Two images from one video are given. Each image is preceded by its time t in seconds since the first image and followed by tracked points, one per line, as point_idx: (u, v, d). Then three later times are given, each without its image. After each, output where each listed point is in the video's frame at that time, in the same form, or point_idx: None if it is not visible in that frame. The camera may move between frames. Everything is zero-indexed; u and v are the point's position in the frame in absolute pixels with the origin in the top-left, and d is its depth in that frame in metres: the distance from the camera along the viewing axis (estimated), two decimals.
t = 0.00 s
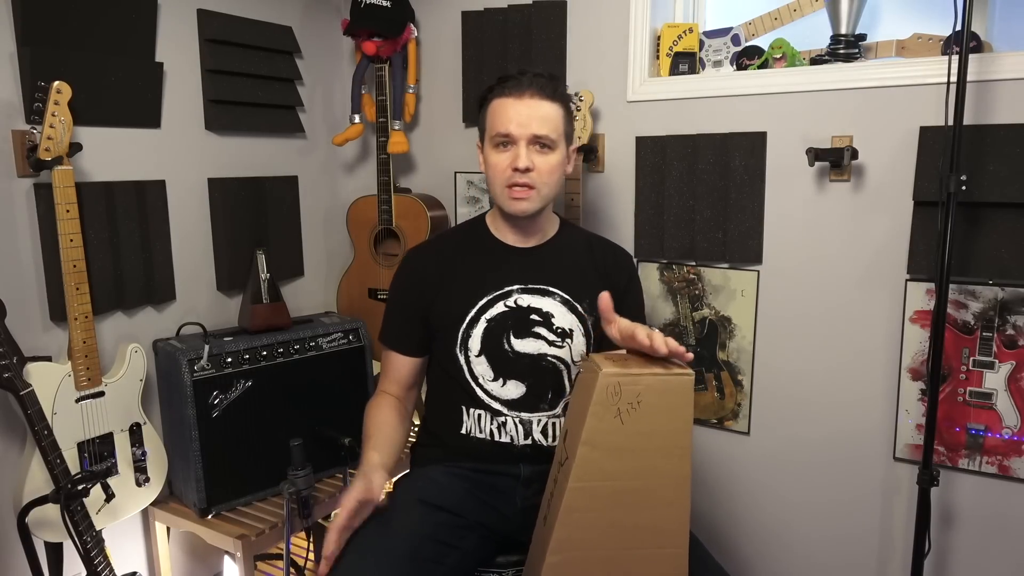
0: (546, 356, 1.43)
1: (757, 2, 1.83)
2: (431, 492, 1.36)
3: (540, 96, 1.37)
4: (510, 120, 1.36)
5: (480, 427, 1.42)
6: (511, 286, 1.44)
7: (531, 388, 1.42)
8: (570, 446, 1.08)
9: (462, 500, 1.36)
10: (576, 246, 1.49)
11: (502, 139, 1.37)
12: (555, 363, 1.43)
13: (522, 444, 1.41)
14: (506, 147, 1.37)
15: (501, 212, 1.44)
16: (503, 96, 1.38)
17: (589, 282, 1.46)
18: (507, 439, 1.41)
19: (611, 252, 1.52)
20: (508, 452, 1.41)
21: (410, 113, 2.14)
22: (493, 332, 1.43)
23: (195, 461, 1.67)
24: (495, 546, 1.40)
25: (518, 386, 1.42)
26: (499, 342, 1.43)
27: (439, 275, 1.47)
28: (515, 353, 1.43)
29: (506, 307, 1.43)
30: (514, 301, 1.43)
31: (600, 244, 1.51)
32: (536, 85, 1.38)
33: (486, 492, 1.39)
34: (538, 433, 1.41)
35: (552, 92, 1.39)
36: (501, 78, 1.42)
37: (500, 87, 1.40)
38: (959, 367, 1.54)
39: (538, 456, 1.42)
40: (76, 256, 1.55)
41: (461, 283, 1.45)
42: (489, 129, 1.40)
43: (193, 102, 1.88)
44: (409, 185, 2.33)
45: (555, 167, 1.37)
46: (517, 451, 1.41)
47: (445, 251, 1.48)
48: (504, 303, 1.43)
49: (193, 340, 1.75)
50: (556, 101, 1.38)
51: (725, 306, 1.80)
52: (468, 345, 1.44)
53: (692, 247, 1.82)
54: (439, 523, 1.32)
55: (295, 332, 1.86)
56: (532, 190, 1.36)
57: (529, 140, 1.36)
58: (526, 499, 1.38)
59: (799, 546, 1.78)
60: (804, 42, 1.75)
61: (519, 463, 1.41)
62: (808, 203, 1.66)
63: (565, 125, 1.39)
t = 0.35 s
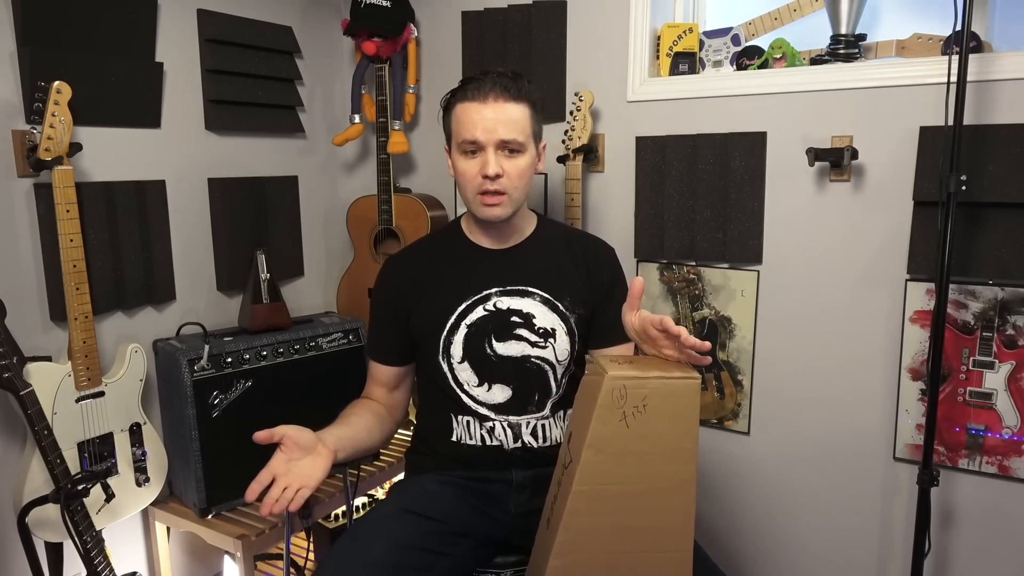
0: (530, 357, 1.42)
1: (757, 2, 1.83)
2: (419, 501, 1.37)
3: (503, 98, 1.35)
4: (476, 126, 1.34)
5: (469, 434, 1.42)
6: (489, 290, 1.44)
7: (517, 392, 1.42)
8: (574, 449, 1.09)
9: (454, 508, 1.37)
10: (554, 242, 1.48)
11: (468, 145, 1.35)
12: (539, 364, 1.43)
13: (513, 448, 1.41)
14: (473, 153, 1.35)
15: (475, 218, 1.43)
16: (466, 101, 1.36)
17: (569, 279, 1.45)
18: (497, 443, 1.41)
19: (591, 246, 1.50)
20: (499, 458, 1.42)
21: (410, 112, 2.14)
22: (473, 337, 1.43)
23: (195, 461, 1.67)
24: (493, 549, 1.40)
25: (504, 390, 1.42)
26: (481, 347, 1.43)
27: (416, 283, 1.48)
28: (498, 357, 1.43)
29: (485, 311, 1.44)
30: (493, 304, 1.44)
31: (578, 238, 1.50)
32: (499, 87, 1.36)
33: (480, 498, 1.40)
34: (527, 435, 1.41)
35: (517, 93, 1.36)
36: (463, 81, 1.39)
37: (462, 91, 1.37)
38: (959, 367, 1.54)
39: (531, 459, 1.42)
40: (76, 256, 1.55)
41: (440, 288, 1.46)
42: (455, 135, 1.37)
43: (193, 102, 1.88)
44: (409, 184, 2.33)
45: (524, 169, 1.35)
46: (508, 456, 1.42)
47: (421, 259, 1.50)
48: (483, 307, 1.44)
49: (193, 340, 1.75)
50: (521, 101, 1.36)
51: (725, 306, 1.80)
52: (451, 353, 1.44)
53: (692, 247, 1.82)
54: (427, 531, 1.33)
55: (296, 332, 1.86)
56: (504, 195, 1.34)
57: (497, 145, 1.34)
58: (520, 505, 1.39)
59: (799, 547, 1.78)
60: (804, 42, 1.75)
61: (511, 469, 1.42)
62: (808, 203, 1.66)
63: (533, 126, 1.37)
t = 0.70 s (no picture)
0: (525, 361, 1.43)
1: (757, 2, 1.83)
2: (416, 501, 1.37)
3: (496, 103, 1.34)
4: (470, 133, 1.32)
5: (467, 438, 1.43)
6: (483, 294, 1.44)
7: (513, 396, 1.42)
8: (570, 451, 1.09)
9: (452, 508, 1.37)
10: (548, 242, 1.48)
11: (463, 153, 1.34)
12: (535, 367, 1.43)
13: (510, 452, 1.41)
14: (468, 160, 1.34)
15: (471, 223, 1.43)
16: (459, 107, 1.34)
17: (563, 282, 1.45)
18: (494, 447, 1.41)
19: (587, 245, 1.49)
20: (496, 461, 1.42)
21: (410, 112, 2.14)
22: (468, 342, 1.43)
23: (195, 461, 1.67)
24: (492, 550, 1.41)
25: (500, 394, 1.42)
26: (476, 352, 1.43)
27: (410, 287, 1.48)
28: (493, 361, 1.43)
29: (479, 315, 1.43)
30: (487, 309, 1.43)
31: (573, 237, 1.49)
32: (490, 92, 1.34)
33: (479, 499, 1.40)
34: (525, 439, 1.41)
35: (510, 97, 1.35)
36: (453, 86, 1.37)
37: (454, 96, 1.35)
38: (959, 367, 1.54)
39: (528, 462, 1.42)
40: (76, 256, 1.55)
41: (435, 291, 1.46)
42: (449, 141, 1.36)
43: (193, 102, 1.88)
44: (409, 185, 2.33)
45: (520, 173, 1.35)
46: (505, 459, 1.41)
47: (415, 263, 1.49)
48: (477, 312, 1.44)
49: (193, 340, 1.75)
50: (514, 105, 1.35)
51: (725, 306, 1.80)
52: (446, 358, 1.44)
53: (693, 247, 1.82)
54: (424, 529, 1.33)
55: (296, 332, 1.86)
56: (501, 201, 1.33)
57: (493, 152, 1.33)
58: (517, 507, 1.39)
59: (798, 547, 1.78)
60: (804, 42, 1.75)
61: (507, 471, 1.42)
62: (808, 203, 1.66)
63: (527, 129, 1.36)
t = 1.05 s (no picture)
0: (525, 363, 1.43)
1: (757, 2, 1.83)
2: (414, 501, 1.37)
3: (497, 106, 1.34)
4: (471, 136, 1.32)
5: (466, 438, 1.43)
6: (483, 296, 1.44)
7: (512, 398, 1.42)
8: (569, 452, 1.09)
9: (451, 508, 1.37)
10: (549, 243, 1.47)
11: (465, 157, 1.34)
12: (535, 369, 1.43)
13: (509, 454, 1.41)
14: (470, 164, 1.34)
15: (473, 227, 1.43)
16: (460, 110, 1.34)
17: (563, 283, 1.45)
18: (492, 449, 1.41)
19: (587, 246, 1.49)
20: (494, 462, 1.41)
21: (410, 112, 2.14)
22: (468, 343, 1.43)
23: (195, 461, 1.67)
24: (490, 550, 1.41)
25: (499, 396, 1.42)
26: (476, 354, 1.43)
27: (409, 287, 1.48)
28: (493, 363, 1.43)
29: (479, 317, 1.43)
30: (487, 310, 1.43)
31: (574, 238, 1.49)
32: (491, 95, 1.34)
33: (478, 499, 1.40)
34: (524, 441, 1.41)
35: (510, 99, 1.35)
36: (453, 88, 1.37)
37: (454, 100, 1.35)
38: (959, 367, 1.54)
39: (526, 463, 1.42)
40: (76, 256, 1.55)
41: (435, 292, 1.46)
42: (450, 145, 1.36)
43: (193, 102, 1.88)
44: (409, 184, 2.33)
45: (522, 176, 1.35)
46: (504, 460, 1.41)
47: (414, 263, 1.49)
48: (476, 313, 1.44)
49: (193, 340, 1.75)
50: (515, 108, 1.35)
51: (725, 306, 1.80)
52: (446, 359, 1.44)
53: (693, 247, 1.82)
54: (422, 529, 1.33)
55: (296, 332, 1.86)
56: (503, 205, 1.33)
57: (495, 156, 1.33)
58: (515, 508, 1.39)
59: (798, 547, 1.78)
60: (804, 42, 1.75)
61: (506, 471, 1.41)
62: (808, 203, 1.66)
63: (528, 131, 1.36)
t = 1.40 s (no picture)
0: (525, 363, 1.43)
1: (757, 2, 1.83)
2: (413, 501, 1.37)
3: (500, 106, 1.34)
4: (474, 137, 1.32)
5: (465, 438, 1.43)
6: (484, 295, 1.44)
7: (513, 398, 1.42)
8: (568, 452, 1.08)
9: (450, 508, 1.37)
10: (550, 243, 1.48)
11: (468, 157, 1.33)
12: (535, 369, 1.43)
13: (508, 454, 1.41)
14: (473, 165, 1.34)
15: (475, 227, 1.43)
16: (463, 111, 1.34)
17: (564, 283, 1.45)
18: (492, 449, 1.41)
19: (589, 247, 1.50)
20: (494, 463, 1.41)
21: (410, 112, 2.14)
22: (468, 343, 1.44)
23: (195, 460, 1.67)
24: (490, 550, 1.41)
25: (500, 396, 1.42)
26: (477, 354, 1.43)
27: (409, 288, 1.48)
28: (494, 362, 1.43)
29: (481, 316, 1.43)
30: (488, 310, 1.43)
31: (575, 238, 1.49)
32: (494, 95, 1.34)
33: (477, 500, 1.40)
34: (523, 442, 1.41)
35: (513, 99, 1.35)
36: (455, 89, 1.37)
37: (457, 100, 1.35)
38: (959, 367, 1.54)
39: (525, 464, 1.42)
40: (76, 256, 1.55)
41: (434, 293, 1.47)
42: (452, 146, 1.36)
43: (193, 102, 1.88)
44: (409, 185, 2.33)
45: (525, 176, 1.35)
46: (504, 460, 1.41)
47: (415, 263, 1.50)
48: (478, 312, 1.44)
49: (193, 340, 1.75)
50: (518, 109, 1.35)
51: (725, 306, 1.80)
52: (446, 358, 1.44)
53: (692, 247, 1.82)
54: (420, 528, 1.33)
55: (296, 332, 1.86)
56: (507, 205, 1.33)
57: (498, 156, 1.33)
58: (516, 509, 1.39)
59: (798, 547, 1.78)
60: (803, 42, 1.75)
61: (505, 472, 1.41)
62: (808, 203, 1.66)
63: (530, 132, 1.36)
